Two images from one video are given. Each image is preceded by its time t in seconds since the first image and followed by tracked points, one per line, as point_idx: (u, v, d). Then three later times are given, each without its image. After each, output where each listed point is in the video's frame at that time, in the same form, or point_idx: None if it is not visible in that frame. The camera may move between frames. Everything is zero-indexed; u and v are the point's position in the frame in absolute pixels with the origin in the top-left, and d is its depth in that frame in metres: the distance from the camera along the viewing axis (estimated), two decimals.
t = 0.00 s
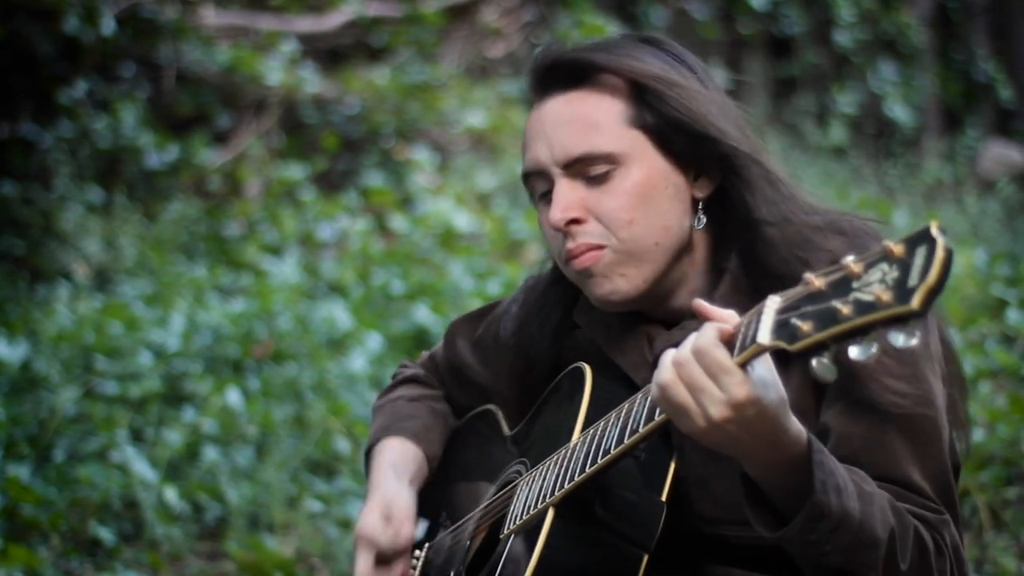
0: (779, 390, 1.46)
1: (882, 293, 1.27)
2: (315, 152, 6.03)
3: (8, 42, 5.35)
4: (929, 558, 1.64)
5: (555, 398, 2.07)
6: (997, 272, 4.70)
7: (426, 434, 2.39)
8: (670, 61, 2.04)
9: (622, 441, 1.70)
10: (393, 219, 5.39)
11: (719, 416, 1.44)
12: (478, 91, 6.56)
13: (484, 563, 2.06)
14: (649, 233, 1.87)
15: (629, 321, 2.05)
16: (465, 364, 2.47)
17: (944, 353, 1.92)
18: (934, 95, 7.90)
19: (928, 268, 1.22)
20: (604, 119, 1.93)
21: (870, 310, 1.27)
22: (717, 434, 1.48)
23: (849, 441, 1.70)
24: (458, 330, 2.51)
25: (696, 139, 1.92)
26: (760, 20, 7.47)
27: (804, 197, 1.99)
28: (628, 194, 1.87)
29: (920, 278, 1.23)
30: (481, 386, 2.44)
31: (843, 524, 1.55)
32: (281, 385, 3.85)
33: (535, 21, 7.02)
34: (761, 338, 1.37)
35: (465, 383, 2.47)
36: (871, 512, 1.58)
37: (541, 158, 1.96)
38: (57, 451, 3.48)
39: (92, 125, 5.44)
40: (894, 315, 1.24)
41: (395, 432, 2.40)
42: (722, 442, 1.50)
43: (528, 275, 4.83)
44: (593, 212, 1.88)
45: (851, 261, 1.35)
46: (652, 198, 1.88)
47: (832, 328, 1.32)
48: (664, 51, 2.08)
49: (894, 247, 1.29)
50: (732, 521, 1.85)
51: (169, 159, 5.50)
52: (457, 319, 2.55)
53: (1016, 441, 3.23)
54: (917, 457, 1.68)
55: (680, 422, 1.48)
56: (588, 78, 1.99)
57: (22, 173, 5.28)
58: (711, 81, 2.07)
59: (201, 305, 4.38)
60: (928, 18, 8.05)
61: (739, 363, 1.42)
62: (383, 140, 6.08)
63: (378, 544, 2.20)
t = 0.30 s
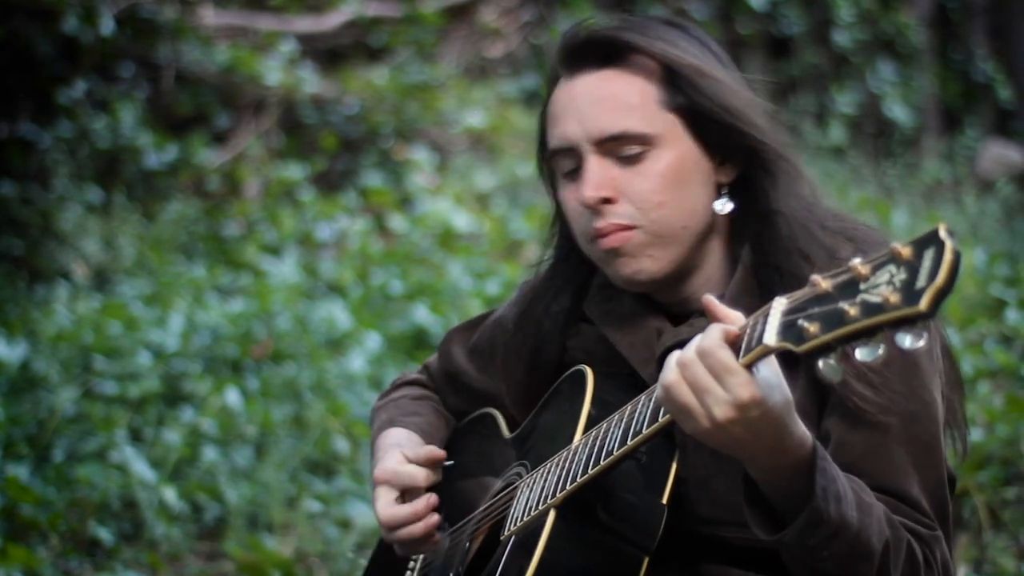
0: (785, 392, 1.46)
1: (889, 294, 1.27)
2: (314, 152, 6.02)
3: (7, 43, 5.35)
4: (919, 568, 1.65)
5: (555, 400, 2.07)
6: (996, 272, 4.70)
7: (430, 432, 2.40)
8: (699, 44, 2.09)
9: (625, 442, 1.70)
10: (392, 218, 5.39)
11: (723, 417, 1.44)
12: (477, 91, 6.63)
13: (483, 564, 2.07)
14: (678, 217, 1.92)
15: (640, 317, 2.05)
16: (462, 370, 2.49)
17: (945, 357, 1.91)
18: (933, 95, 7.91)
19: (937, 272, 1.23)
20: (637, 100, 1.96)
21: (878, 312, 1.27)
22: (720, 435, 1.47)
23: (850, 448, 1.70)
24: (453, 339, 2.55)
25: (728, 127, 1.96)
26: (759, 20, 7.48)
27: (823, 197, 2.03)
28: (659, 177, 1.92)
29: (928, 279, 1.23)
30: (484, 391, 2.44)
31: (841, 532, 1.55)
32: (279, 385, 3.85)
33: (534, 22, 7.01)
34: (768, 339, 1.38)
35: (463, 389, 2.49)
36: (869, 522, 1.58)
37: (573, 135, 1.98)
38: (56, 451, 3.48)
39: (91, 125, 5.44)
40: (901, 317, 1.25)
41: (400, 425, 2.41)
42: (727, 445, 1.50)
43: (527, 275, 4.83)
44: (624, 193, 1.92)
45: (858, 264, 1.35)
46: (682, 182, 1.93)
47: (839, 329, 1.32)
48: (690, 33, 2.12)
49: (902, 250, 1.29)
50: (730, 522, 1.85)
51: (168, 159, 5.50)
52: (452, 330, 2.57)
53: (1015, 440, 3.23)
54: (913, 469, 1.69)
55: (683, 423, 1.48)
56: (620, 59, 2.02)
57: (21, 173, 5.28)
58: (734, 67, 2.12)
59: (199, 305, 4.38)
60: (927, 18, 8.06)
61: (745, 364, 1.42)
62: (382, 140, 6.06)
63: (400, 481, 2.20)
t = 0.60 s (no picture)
0: (795, 397, 1.47)
1: (903, 300, 1.27)
2: (313, 152, 6.01)
3: (6, 43, 5.36)
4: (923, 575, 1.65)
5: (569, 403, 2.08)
6: (996, 272, 4.70)
7: (428, 442, 2.42)
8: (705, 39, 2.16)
9: (636, 442, 1.70)
10: (391, 219, 5.39)
11: (731, 417, 1.44)
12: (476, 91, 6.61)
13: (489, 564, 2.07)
14: (735, 212, 1.96)
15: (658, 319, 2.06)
16: (473, 373, 2.47)
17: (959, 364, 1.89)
18: (933, 95, 7.91)
19: (951, 277, 1.23)
20: (679, 105, 1.99)
21: (891, 317, 1.27)
22: (732, 436, 1.48)
23: (866, 443, 1.70)
24: (461, 342, 2.52)
25: (767, 114, 2.04)
26: (758, 20, 7.49)
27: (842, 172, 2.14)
28: (715, 178, 1.95)
29: (942, 286, 1.24)
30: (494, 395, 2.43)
31: (847, 539, 1.55)
32: (279, 385, 3.85)
33: (533, 21, 6.95)
34: (780, 343, 1.38)
35: (474, 393, 2.48)
36: (876, 528, 1.57)
37: (623, 148, 1.98)
38: (55, 451, 3.47)
39: (90, 125, 5.45)
40: (913, 323, 1.25)
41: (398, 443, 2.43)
42: (735, 448, 1.50)
43: (525, 275, 4.83)
44: (686, 198, 1.93)
45: (872, 270, 1.35)
46: (733, 179, 1.97)
47: (851, 334, 1.32)
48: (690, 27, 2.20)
49: (917, 257, 1.29)
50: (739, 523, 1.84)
51: (167, 159, 5.50)
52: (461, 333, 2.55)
53: (1014, 440, 3.22)
54: (923, 472, 1.68)
55: (691, 422, 1.49)
56: (648, 67, 2.05)
57: (20, 173, 5.29)
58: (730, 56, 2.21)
59: (199, 306, 4.38)
60: (926, 19, 8.06)
61: (756, 366, 1.42)
62: (381, 140, 6.05)
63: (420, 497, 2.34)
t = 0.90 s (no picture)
0: (794, 396, 1.47)
1: (900, 297, 1.27)
2: (313, 152, 6.00)
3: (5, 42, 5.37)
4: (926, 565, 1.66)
5: (568, 405, 2.09)
6: (995, 272, 4.71)
7: (428, 449, 2.45)
8: (663, 57, 2.10)
9: (632, 442, 1.70)
10: (391, 219, 5.39)
11: (731, 416, 1.44)
12: (475, 91, 6.55)
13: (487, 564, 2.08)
14: (708, 229, 1.90)
15: (649, 322, 2.04)
16: (466, 379, 2.47)
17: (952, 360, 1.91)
18: (932, 95, 7.91)
19: (948, 275, 1.23)
20: (642, 126, 1.94)
21: (888, 314, 1.28)
22: (730, 435, 1.47)
23: (860, 440, 1.70)
24: (455, 347, 2.51)
25: (733, 130, 1.98)
26: (757, 20, 7.50)
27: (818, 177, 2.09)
28: (684, 198, 1.89)
29: (938, 282, 1.24)
30: (488, 398, 2.42)
31: (850, 535, 1.55)
32: (278, 385, 3.85)
33: (533, 21, 6.91)
34: (777, 340, 1.38)
35: (469, 399, 2.47)
36: (878, 524, 1.57)
37: (588, 176, 1.93)
38: (54, 451, 3.47)
39: (89, 126, 5.45)
40: (910, 319, 1.25)
41: (397, 454, 2.45)
42: (738, 448, 1.50)
43: (525, 276, 4.83)
44: (656, 220, 1.87)
45: (870, 267, 1.35)
46: (704, 197, 1.91)
47: (849, 330, 1.32)
48: (650, 46, 2.15)
49: (914, 255, 1.29)
50: (737, 523, 1.84)
51: (167, 159, 5.50)
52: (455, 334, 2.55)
53: (1013, 440, 3.22)
54: (922, 465, 1.68)
55: (690, 421, 1.48)
56: (608, 92, 2.00)
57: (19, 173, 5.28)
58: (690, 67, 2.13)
59: (198, 306, 4.38)
60: (925, 18, 8.06)
61: (754, 363, 1.42)
62: (380, 140, 6.05)
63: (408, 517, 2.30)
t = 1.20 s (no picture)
0: (795, 393, 1.46)
1: (900, 291, 1.27)
2: (312, 152, 6.01)
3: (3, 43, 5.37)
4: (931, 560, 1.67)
5: (564, 406, 2.09)
6: (994, 272, 4.71)
7: (419, 455, 2.45)
8: (652, 63, 2.09)
9: (631, 442, 1.70)
10: (390, 219, 5.39)
11: (733, 412, 1.44)
12: (475, 91, 6.56)
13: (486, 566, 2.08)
14: (698, 235, 1.90)
15: (640, 327, 2.03)
16: (459, 382, 2.47)
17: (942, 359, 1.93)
18: (931, 95, 7.92)
19: (947, 269, 1.23)
20: (631, 134, 1.93)
21: (888, 309, 1.28)
22: (729, 433, 1.47)
23: (856, 439, 1.70)
24: (447, 349, 2.52)
25: (723, 137, 1.97)
26: (756, 20, 7.50)
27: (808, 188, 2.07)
28: (675, 204, 1.89)
29: (938, 278, 1.23)
30: (480, 400, 2.44)
31: (859, 532, 1.56)
32: (277, 386, 3.85)
33: (531, 21, 6.95)
34: (776, 336, 1.39)
35: (461, 402, 2.48)
36: (885, 519, 1.58)
37: (577, 184, 1.92)
38: (53, 451, 3.47)
39: (88, 126, 5.46)
40: (910, 314, 1.25)
41: (390, 461, 2.45)
42: (739, 446, 1.50)
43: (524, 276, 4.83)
44: (647, 227, 1.87)
45: (869, 263, 1.36)
46: (694, 203, 1.91)
47: (848, 325, 1.32)
48: (642, 53, 2.14)
49: (915, 249, 1.30)
50: (733, 522, 1.84)
51: (166, 159, 5.50)
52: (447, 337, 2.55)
53: (1012, 441, 3.23)
54: (920, 461, 1.69)
55: (692, 420, 1.49)
56: (596, 100, 1.99)
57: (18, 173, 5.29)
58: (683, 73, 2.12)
59: (197, 306, 4.38)
60: (924, 18, 8.07)
61: (754, 360, 1.43)
62: (379, 140, 6.05)
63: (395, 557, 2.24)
